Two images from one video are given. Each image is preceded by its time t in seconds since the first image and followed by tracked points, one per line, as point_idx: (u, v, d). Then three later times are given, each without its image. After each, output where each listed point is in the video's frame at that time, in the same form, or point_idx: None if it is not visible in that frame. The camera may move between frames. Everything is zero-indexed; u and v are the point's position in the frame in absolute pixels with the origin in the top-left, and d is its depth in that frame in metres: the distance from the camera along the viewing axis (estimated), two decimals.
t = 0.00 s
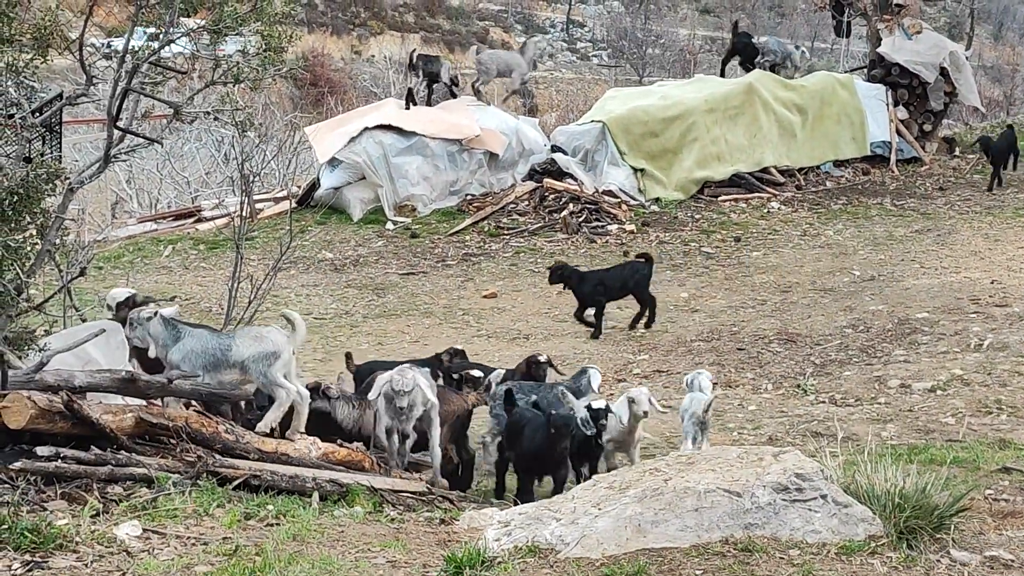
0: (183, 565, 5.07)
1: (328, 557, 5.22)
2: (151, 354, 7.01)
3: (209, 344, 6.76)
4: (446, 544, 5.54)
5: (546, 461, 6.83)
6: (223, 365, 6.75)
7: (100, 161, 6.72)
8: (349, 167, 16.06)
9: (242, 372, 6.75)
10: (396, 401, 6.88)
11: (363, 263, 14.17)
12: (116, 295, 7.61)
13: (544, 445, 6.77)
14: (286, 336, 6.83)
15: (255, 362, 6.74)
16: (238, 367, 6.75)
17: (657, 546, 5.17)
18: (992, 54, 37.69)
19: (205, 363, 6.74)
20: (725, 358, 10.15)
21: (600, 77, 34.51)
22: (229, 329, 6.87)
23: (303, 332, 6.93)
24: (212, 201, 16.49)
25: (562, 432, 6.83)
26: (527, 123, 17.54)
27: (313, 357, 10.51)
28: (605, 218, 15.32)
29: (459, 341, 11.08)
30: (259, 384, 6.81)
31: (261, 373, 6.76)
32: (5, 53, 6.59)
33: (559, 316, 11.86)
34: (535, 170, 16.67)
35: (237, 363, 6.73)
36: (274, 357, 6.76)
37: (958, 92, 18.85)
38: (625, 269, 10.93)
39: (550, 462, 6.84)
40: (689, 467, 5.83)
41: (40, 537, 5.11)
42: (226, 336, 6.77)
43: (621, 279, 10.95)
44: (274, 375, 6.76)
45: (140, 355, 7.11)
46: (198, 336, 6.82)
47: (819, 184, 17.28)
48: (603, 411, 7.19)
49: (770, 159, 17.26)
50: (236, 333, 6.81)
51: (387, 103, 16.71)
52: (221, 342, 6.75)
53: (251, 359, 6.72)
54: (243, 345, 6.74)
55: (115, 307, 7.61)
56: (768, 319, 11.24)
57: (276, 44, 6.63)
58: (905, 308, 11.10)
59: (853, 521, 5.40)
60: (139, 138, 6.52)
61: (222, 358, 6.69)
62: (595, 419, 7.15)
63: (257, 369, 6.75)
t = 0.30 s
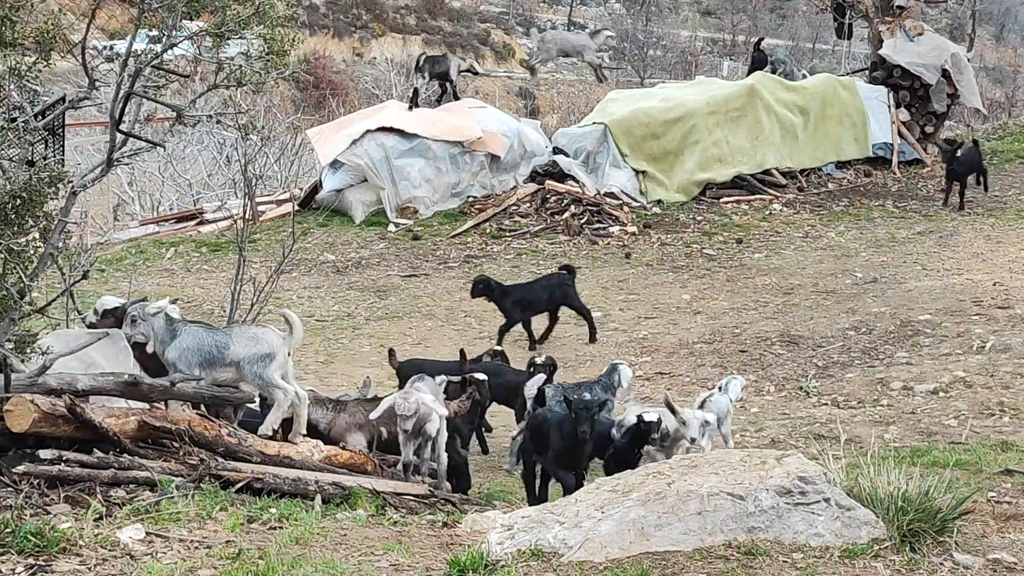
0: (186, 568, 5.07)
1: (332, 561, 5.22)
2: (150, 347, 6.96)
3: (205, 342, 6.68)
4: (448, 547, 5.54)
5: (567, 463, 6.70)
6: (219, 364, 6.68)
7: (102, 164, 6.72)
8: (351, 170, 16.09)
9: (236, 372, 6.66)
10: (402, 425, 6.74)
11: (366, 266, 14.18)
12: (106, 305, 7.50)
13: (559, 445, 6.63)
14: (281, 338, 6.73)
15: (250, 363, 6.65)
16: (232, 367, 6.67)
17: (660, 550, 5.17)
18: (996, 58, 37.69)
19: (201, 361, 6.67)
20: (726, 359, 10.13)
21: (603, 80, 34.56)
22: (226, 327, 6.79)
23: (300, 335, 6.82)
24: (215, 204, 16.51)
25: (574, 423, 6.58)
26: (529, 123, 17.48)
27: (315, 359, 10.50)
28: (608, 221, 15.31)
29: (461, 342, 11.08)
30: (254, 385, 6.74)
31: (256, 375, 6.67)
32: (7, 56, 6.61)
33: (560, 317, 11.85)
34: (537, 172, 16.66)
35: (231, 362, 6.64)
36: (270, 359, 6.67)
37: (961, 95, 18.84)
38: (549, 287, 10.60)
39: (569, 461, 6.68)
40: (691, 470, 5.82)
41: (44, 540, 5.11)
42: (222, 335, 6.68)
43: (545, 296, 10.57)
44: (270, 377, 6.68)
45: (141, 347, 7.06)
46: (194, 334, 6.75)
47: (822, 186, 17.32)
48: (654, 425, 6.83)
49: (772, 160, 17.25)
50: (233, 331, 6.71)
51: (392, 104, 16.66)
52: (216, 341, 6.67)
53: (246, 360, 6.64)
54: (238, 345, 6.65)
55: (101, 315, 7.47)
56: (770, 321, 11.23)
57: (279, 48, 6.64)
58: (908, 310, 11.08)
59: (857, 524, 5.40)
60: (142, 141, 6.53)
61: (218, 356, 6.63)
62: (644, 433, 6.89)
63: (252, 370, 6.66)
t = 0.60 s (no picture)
0: (187, 566, 5.08)
1: (332, 558, 5.23)
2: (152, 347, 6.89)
3: (207, 337, 6.65)
4: (448, 545, 5.55)
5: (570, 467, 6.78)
6: (221, 360, 6.65)
7: (102, 162, 6.72)
8: (351, 168, 16.07)
9: (238, 367, 6.64)
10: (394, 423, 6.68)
11: (366, 264, 14.18)
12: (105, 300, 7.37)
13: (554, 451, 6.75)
14: (283, 333, 6.71)
15: (251, 359, 6.62)
16: (234, 362, 6.64)
17: (660, 548, 5.17)
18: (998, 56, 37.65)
19: (202, 358, 6.64)
20: (727, 357, 10.14)
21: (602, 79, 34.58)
22: (227, 323, 6.76)
23: (301, 331, 6.78)
24: (216, 202, 16.52)
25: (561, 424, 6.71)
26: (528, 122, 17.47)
27: (315, 357, 10.50)
28: (607, 219, 15.32)
29: (463, 339, 11.08)
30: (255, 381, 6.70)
31: (257, 371, 6.64)
32: (7, 54, 6.64)
33: (561, 315, 11.85)
34: (537, 171, 16.73)
35: (233, 358, 6.62)
36: (272, 356, 6.64)
37: (960, 92, 18.79)
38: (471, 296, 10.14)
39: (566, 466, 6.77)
40: (691, 468, 5.82)
41: (44, 537, 5.12)
42: (224, 331, 6.66)
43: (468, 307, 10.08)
44: (270, 373, 6.65)
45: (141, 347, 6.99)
46: (195, 330, 6.71)
47: (822, 184, 17.33)
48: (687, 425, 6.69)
49: (772, 158, 17.25)
50: (234, 327, 6.69)
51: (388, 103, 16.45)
52: (217, 336, 6.65)
53: (247, 356, 6.61)
54: (239, 341, 6.63)
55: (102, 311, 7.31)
56: (769, 319, 11.24)
57: (279, 46, 6.63)
58: (907, 308, 11.08)
59: (857, 522, 5.41)
60: (141, 139, 6.54)
61: (220, 352, 6.61)
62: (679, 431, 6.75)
63: (253, 366, 6.63)
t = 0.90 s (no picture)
0: (201, 550, 5.38)
1: (340, 543, 5.52)
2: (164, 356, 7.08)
3: (221, 332, 6.94)
4: (450, 531, 5.84)
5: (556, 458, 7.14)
6: (236, 352, 6.95)
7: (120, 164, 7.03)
8: (360, 169, 16.43)
9: (252, 359, 6.95)
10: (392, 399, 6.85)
11: (373, 262, 14.47)
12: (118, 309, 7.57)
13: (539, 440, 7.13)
14: (293, 325, 7.04)
15: (264, 351, 6.94)
16: (248, 355, 6.96)
17: (654, 533, 5.45)
18: (988, 59, 37.79)
19: (218, 353, 6.93)
20: (717, 351, 10.41)
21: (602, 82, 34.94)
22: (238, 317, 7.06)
23: (311, 324, 7.21)
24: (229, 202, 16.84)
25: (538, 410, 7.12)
26: (528, 125, 17.72)
27: (323, 352, 10.80)
28: (604, 219, 15.60)
29: (464, 334, 11.36)
30: (267, 372, 7.03)
31: (269, 362, 6.96)
32: (30, 61, 7.00)
33: (559, 311, 12.13)
34: (536, 172, 16.95)
35: (248, 350, 6.93)
36: (285, 346, 6.97)
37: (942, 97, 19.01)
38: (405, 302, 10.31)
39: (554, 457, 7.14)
40: (684, 457, 6.13)
41: (64, 525, 5.41)
42: (237, 325, 6.95)
43: (398, 312, 10.25)
44: (282, 365, 6.98)
45: (156, 357, 7.21)
46: (208, 326, 6.98)
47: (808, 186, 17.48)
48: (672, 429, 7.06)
49: (760, 162, 17.52)
50: (246, 320, 6.99)
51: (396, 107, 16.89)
52: (231, 330, 6.94)
53: (261, 348, 6.93)
54: (253, 333, 6.94)
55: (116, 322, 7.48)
56: (759, 314, 11.51)
57: (290, 53, 6.93)
58: (891, 304, 11.34)
59: (842, 508, 5.70)
60: (157, 142, 6.85)
61: (235, 345, 6.91)
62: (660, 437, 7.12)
63: (266, 358, 6.95)
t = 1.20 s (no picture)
0: (221, 532, 5.80)
1: (352, 525, 5.94)
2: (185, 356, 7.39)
3: (242, 326, 7.40)
4: (456, 514, 6.27)
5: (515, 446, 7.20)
6: (256, 347, 7.43)
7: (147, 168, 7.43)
8: (372, 174, 16.96)
9: (271, 350, 7.42)
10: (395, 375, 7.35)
11: (383, 261, 14.89)
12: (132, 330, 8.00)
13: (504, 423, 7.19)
14: (309, 320, 7.57)
15: (283, 344, 7.43)
16: (267, 347, 7.42)
17: (648, 516, 5.85)
18: (964, 77, 38.75)
19: (240, 346, 7.37)
20: (707, 345, 10.81)
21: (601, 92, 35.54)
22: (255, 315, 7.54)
23: (328, 320, 7.76)
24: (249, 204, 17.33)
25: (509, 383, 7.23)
26: (530, 133, 18.16)
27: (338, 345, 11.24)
28: (601, 221, 16.02)
29: (470, 330, 11.79)
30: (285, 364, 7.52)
31: (287, 355, 7.45)
32: (60, 71, 7.43)
33: (559, 308, 12.55)
34: (537, 178, 17.33)
35: (269, 342, 7.40)
36: (302, 339, 7.47)
37: (920, 108, 19.30)
38: (349, 304, 10.40)
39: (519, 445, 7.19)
40: (676, 445, 6.52)
41: (93, 508, 5.85)
42: (257, 319, 7.43)
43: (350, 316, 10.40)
44: (298, 357, 7.47)
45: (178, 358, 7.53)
46: (230, 322, 7.43)
47: (793, 191, 17.85)
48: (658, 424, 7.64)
49: (749, 167, 17.88)
50: (264, 316, 7.48)
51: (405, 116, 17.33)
52: (250, 324, 7.41)
53: (280, 340, 7.41)
54: (272, 328, 7.43)
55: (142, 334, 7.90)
56: (747, 312, 11.93)
57: (305, 64, 7.38)
58: (872, 302, 11.75)
59: (825, 495, 6.09)
60: (181, 148, 7.26)
61: (256, 337, 7.38)
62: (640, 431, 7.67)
63: (284, 350, 7.44)
